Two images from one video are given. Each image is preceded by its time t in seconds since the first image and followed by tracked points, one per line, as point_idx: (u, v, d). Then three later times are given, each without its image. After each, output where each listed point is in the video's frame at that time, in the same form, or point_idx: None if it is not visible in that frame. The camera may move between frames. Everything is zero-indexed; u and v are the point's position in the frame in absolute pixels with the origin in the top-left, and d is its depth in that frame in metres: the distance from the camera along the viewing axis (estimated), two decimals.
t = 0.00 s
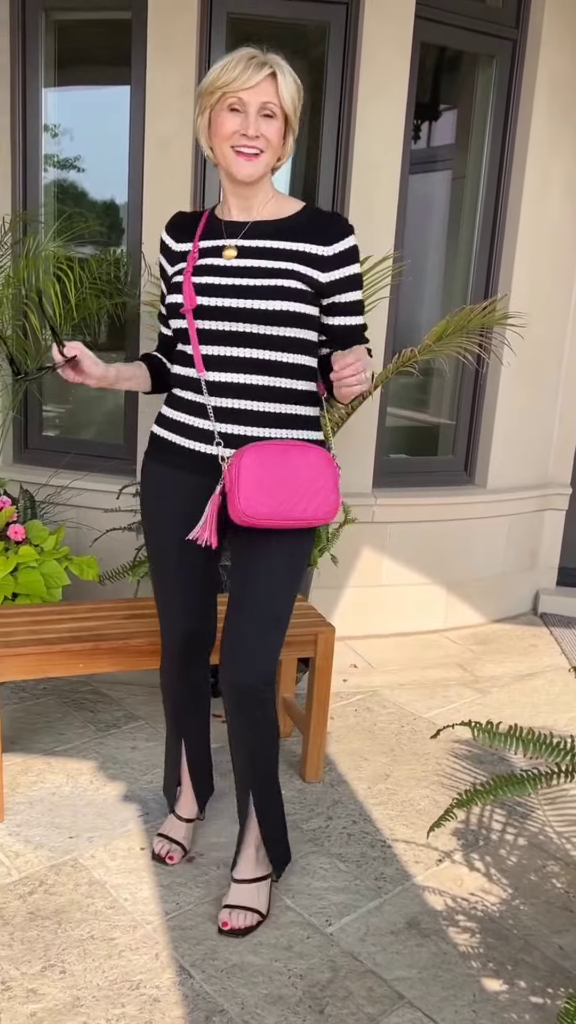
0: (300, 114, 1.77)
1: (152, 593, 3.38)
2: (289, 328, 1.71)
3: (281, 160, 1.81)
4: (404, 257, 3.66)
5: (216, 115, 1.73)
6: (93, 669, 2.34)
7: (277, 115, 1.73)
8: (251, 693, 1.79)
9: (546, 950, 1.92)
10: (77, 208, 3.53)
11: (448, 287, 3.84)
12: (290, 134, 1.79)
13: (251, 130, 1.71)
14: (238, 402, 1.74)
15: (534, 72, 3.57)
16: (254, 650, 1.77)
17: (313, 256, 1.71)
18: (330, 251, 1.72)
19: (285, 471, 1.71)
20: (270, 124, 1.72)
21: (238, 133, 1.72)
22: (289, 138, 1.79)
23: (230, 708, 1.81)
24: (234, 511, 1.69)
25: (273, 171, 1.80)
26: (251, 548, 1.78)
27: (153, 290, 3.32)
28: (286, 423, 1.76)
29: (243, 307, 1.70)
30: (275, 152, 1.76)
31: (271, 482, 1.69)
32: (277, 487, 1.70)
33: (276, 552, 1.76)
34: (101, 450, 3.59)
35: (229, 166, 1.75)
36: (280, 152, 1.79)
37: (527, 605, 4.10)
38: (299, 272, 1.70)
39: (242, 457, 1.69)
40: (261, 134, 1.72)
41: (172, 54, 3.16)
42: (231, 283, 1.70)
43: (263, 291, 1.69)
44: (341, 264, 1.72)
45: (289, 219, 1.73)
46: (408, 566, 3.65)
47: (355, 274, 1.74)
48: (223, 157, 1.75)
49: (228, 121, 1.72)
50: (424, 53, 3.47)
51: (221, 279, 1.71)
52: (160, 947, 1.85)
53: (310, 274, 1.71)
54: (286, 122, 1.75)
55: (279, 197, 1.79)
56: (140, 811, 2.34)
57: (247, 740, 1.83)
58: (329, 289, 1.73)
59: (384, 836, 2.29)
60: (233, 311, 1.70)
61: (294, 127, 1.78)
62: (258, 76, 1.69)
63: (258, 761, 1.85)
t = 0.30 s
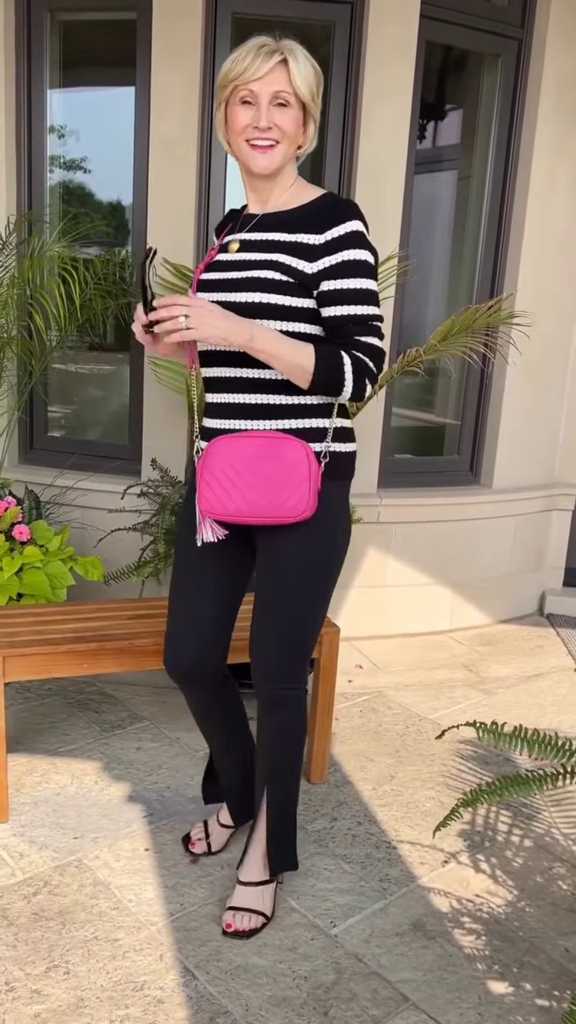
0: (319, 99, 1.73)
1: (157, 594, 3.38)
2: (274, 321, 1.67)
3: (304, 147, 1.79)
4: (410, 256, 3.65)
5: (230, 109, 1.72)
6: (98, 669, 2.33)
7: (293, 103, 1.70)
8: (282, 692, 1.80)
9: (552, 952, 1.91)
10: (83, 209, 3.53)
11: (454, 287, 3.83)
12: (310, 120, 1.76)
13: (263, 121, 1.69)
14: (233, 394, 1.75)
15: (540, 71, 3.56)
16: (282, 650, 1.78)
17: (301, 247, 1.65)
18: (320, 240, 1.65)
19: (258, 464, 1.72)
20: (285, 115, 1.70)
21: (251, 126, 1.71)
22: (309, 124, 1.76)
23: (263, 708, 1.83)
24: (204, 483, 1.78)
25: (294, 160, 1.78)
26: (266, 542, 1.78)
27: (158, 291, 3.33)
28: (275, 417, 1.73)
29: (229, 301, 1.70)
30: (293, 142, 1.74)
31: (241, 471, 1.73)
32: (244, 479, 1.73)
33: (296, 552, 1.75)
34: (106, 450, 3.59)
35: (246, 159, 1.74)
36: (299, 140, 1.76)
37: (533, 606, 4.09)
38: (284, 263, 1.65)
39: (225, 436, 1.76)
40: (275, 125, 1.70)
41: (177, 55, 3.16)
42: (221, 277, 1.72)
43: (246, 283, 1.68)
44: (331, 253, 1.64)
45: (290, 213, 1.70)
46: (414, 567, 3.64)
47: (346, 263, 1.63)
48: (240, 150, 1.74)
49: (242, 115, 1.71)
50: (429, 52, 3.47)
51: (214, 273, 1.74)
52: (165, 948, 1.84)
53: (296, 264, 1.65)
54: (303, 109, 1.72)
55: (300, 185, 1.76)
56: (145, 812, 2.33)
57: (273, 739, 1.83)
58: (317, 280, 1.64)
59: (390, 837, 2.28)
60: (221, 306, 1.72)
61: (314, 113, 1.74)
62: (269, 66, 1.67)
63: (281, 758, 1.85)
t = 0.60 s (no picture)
0: (317, 99, 1.69)
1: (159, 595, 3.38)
2: (264, 322, 1.68)
3: (311, 148, 1.76)
4: (412, 256, 3.65)
5: (231, 124, 1.73)
6: (99, 669, 2.33)
7: (289, 109, 1.68)
8: (272, 693, 1.80)
9: (555, 953, 1.90)
10: (87, 210, 3.53)
11: (457, 287, 3.82)
12: (313, 121, 1.73)
13: (260, 132, 1.69)
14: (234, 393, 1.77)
15: (542, 69, 3.54)
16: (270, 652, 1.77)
17: (291, 248, 1.65)
18: (310, 241, 1.63)
19: (230, 456, 1.72)
20: (281, 123, 1.69)
21: (250, 138, 1.71)
22: (312, 126, 1.73)
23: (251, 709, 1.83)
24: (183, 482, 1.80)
25: (301, 163, 1.76)
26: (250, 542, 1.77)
27: (160, 291, 3.33)
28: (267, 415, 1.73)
29: (228, 302, 1.73)
30: (295, 147, 1.72)
31: (217, 464, 1.75)
32: (218, 472, 1.74)
33: (280, 551, 1.74)
34: (109, 451, 3.59)
35: (251, 171, 1.75)
36: (304, 143, 1.74)
37: (537, 606, 4.08)
38: (274, 264, 1.66)
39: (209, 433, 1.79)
40: (272, 135, 1.69)
41: (178, 56, 3.16)
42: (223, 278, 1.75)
43: (240, 284, 1.70)
44: (318, 253, 1.62)
45: (290, 215, 1.69)
46: (417, 567, 3.64)
47: (331, 263, 1.60)
48: (245, 164, 1.75)
49: (240, 129, 1.71)
50: (431, 52, 3.46)
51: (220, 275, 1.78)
52: (165, 949, 1.84)
53: (285, 266, 1.64)
54: (302, 112, 1.70)
55: (309, 185, 1.75)
56: (146, 812, 2.33)
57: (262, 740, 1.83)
58: (303, 281, 1.63)
59: (392, 838, 2.28)
60: (222, 307, 1.75)
61: (315, 113, 1.71)
62: (259, 77, 1.66)
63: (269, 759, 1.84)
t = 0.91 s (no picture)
0: (311, 109, 1.69)
1: (161, 595, 3.38)
2: (268, 335, 1.70)
3: (310, 160, 1.76)
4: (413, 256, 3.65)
5: (228, 141, 1.74)
6: (99, 670, 2.33)
7: (283, 122, 1.68)
8: (222, 692, 1.73)
9: (556, 953, 1.90)
10: (89, 212, 3.54)
11: (458, 287, 3.82)
12: (310, 132, 1.73)
13: (256, 147, 1.69)
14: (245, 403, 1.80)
15: (543, 68, 3.54)
16: (227, 647, 1.72)
17: (290, 260, 1.65)
18: (307, 253, 1.63)
19: (228, 463, 1.74)
20: (276, 136, 1.69)
21: (246, 153, 1.71)
22: (309, 137, 1.73)
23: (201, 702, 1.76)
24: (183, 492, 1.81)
25: (301, 175, 1.75)
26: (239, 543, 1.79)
27: (160, 292, 3.32)
28: (273, 426, 1.75)
29: (234, 314, 1.76)
30: (292, 159, 1.72)
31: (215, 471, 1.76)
32: (215, 478, 1.75)
33: (263, 553, 1.75)
34: (110, 451, 3.59)
35: (251, 186, 1.75)
36: (302, 155, 1.73)
37: (539, 607, 4.07)
38: (275, 277, 1.66)
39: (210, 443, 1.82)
40: (268, 148, 1.69)
41: (179, 54, 3.16)
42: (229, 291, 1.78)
43: (244, 296, 1.72)
44: (315, 265, 1.61)
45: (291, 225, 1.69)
46: (418, 567, 3.63)
47: (325, 275, 1.59)
48: (244, 179, 1.75)
49: (237, 145, 1.72)
50: (431, 50, 3.46)
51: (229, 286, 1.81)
52: (166, 949, 1.84)
53: (285, 279, 1.65)
54: (297, 124, 1.70)
55: (309, 195, 1.75)
56: (147, 813, 2.33)
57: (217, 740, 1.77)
58: (301, 293, 1.63)
59: (392, 838, 2.28)
60: (229, 320, 1.78)
61: (311, 124, 1.71)
62: (252, 93, 1.66)
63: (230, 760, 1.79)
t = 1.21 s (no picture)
0: (301, 113, 1.71)
1: (161, 595, 3.39)
2: (271, 344, 1.70)
3: (295, 163, 1.77)
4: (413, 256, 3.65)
5: (216, 131, 1.74)
6: (100, 669, 2.33)
7: (274, 119, 1.69)
8: (243, 694, 1.72)
9: (556, 952, 1.90)
10: (89, 213, 3.54)
11: (458, 286, 3.83)
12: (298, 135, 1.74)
13: (244, 140, 1.69)
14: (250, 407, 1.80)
15: (542, 68, 3.54)
16: (246, 648, 1.71)
17: (285, 266, 1.65)
18: (302, 256, 1.63)
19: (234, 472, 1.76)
20: (266, 132, 1.69)
21: (234, 146, 1.71)
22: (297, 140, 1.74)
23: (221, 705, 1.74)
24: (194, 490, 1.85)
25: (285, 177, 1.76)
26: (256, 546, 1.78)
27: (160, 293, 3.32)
28: (283, 428, 1.76)
29: (229, 323, 1.75)
30: (279, 158, 1.73)
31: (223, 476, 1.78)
32: (227, 481, 1.77)
33: (281, 550, 1.75)
34: (111, 452, 3.60)
35: (234, 179, 1.75)
36: (288, 156, 1.74)
37: (540, 606, 4.07)
38: (271, 284, 1.66)
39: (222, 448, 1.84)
40: (256, 143, 1.70)
41: (178, 55, 3.16)
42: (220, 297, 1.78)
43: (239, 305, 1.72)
44: (312, 269, 1.61)
45: (280, 229, 1.69)
46: (418, 567, 3.63)
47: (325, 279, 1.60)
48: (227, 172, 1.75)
49: (225, 136, 1.72)
50: (430, 51, 3.46)
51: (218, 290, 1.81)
52: (166, 948, 1.84)
53: (282, 285, 1.65)
54: (287, 123, 1.71)
55: (293, 196, 1.75)
56: (148, 813, 2.33)
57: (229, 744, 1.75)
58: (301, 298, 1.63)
59: (392, 838, 2.28)
60: (225, 330, 1.78)
61: (300, 127, 1.72)
62: (246, 85, 1.67)
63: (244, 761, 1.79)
